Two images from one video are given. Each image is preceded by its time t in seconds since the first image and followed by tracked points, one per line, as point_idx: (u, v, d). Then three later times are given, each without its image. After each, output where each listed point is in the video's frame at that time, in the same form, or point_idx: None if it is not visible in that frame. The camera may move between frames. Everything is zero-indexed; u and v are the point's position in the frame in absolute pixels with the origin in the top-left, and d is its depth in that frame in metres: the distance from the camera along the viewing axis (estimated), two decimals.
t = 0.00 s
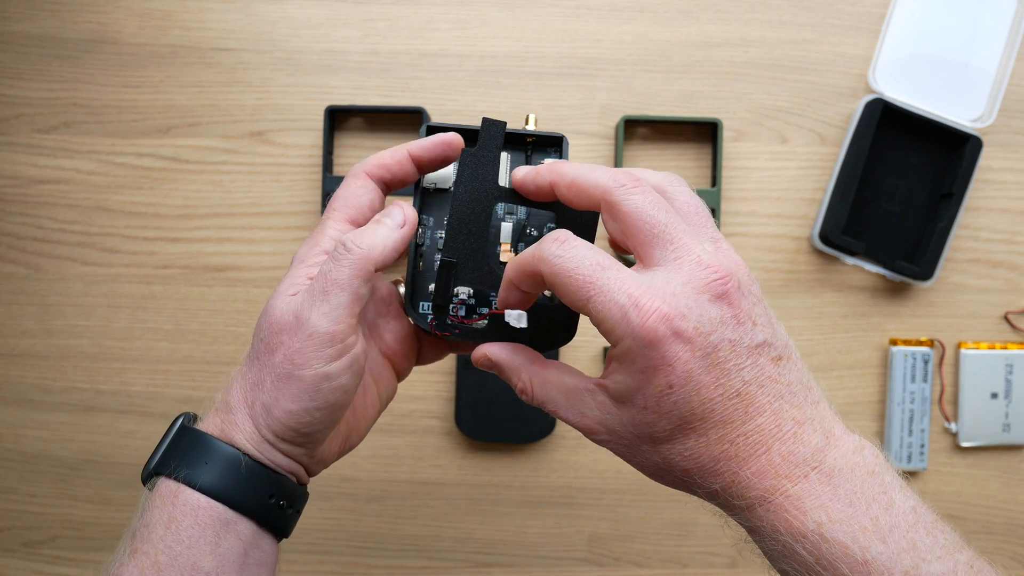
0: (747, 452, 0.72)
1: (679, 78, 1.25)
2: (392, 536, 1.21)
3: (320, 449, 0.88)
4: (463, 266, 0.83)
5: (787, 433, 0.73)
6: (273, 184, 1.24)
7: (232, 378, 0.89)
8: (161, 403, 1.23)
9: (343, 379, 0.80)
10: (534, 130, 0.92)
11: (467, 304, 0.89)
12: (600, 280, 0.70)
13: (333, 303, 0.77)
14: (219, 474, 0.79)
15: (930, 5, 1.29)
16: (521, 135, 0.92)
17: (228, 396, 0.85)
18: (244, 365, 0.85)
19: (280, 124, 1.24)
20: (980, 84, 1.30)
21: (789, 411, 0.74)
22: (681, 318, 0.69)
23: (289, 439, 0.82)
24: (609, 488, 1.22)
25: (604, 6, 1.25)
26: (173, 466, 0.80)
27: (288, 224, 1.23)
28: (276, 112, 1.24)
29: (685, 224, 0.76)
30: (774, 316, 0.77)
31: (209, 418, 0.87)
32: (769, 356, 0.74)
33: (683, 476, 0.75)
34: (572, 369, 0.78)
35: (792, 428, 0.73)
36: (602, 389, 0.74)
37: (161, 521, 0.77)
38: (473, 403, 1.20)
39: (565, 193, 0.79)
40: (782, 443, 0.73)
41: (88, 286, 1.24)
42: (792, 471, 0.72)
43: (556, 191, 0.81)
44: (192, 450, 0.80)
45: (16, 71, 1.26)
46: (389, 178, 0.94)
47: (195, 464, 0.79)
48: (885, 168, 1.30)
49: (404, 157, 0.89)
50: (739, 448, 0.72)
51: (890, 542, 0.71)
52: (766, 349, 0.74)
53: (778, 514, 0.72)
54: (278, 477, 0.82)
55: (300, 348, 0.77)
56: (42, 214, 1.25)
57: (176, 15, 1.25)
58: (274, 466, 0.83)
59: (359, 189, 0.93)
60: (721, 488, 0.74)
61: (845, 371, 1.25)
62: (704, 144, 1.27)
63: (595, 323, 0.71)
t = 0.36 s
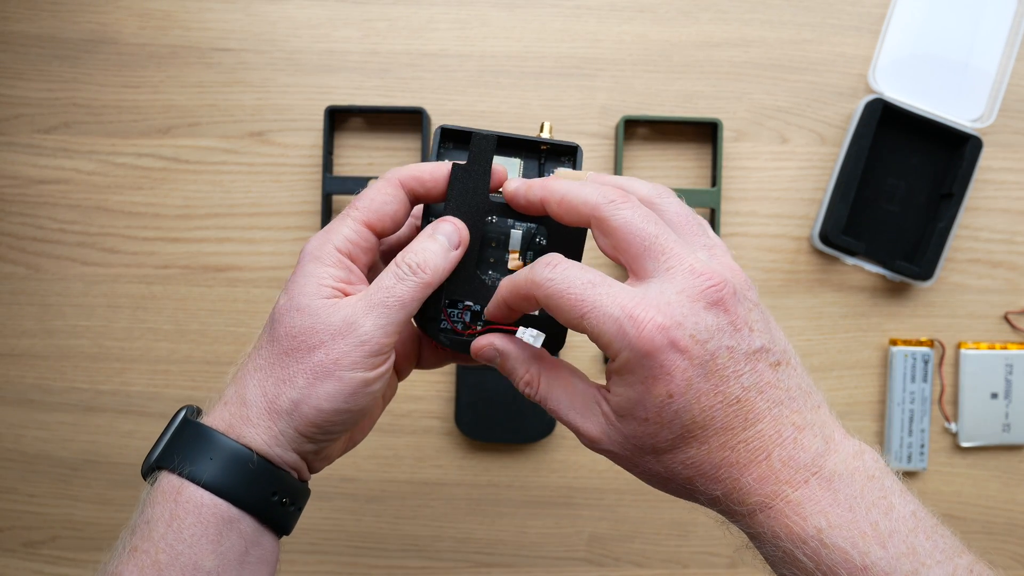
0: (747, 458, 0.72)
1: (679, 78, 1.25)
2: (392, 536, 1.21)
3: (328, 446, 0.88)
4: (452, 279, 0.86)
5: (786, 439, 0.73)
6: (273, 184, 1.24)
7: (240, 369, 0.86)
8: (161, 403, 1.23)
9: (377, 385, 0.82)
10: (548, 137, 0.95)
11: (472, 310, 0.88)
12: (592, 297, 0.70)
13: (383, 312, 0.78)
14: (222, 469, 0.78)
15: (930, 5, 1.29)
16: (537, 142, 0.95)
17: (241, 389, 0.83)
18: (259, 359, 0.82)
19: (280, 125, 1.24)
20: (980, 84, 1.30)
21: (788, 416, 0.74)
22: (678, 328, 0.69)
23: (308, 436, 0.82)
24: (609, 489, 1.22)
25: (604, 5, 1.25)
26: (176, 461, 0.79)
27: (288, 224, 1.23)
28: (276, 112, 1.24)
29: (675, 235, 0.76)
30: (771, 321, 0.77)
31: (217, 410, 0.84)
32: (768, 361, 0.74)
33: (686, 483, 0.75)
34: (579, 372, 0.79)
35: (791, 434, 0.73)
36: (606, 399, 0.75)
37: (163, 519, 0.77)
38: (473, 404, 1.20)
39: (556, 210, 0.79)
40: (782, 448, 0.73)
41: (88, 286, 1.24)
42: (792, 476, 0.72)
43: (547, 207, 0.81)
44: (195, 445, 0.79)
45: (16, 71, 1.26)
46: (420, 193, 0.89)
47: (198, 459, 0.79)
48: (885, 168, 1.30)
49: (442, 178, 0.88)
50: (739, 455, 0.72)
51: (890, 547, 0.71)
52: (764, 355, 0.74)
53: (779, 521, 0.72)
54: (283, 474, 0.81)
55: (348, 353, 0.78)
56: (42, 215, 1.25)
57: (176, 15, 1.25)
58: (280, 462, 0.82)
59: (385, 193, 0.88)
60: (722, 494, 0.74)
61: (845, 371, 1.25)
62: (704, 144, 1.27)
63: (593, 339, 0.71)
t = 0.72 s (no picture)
0: (733, 454, 0.72)
1: (679, 78, 1.25)
2: (392, 536, 1.21)
3: (336, 443, 0.88)
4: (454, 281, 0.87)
5: (776, 437, 0.73)
6: (273, 184, 1.24)
7: (252, 362, 0.86)
8: (161, 403, 1.23)
9: (385, 380, 0.82)
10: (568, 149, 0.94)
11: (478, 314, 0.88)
12: (600, 273, 0.69)
13: (391, 306, 0.78)
14: (232, 465, 0.78)
15: (930, 5, 1.29)
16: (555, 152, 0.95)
17: (251, 384, 0.83)
18: (269, 354, 0.82)
19: (280, 125, 1.24)
20: (980, 84, 1.30)
21: (780, 415, 0.74)
22: (682, 317, 0.69)
23: (317, 432, 0.82)
24: (609, 489, 1.22)
25: (604, 5, 1.25)
26: (185, 456, 0.79)
27: (288, 224, 1.23)
28: (276, 112, 1.24)
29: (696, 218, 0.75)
30: (779, 321, 0.77)
31: (227, 406, 0.84)
32: (769, 360, 0.74)
33: (668, 469, 0.76)
34: (589, 341, 0.78)
35: (781, 433, 0.73)
36: (599, 377, 0.75)
37: (172, 515, 0.77)
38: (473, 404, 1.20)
39: (577, 182, 0.80)
40: (769, 447, 0.73)
41: (88, 286, 1.24)
42: (777, 474, 0.72)
43: (568, 181, 0.81)
44: (205, 440, 0.79)
45: (16, 71, 1.26)
46: (432, 193, 0.92)
47: (207, 455, 0.78)
48: (885, 168, 1.30)
49: (455, 180, 0.91)
50: (726, 450, 0.73)
51: (873, 543, 0.71)
52: (765, 355, 0.74)
53: (761, 515, 0.72)
54: (293, 471, 0.82)
55: (355, 346, 0.78)
56: (42, 215, 1.25)
57: (176, 15, 1.25)
58: (290, 459, 0.82)
59: (398, 191, 0.90)
60: (704, 486, 0.74)
61: (845, 371, 1.25)
62: (704, 144, 1.27)
63: (595, 314, 0.71)
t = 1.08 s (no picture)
0: (728, 459, 0.72)
1: (679, 78, 1.25)
2: (392, 536, 1.21)
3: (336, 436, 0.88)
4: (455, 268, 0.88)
5: (772, 443, 0.73)
6: (273, 184, 1.24)
7: (246, 361, 0.87)
8: (161, 403, 1.23)
9: (373, 366, 0.81)
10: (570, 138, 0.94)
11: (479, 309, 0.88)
12: (604, 266, 0.70)
13: (370, 286, 0.78)
14: (233, 461, 0.78)
15: (930, 5, 1.29)
16: (557, 143, 0.94)
17: (247, 380, 0.83)
18: (263, 350, 0.83)
19: (280, 124, 1.24)
20: (980, 84, 1.30)
21: (777, 421, 0.74)
22: (679, 318, 0.68)
23: (312, 427, 0.82)
24: (609, 488, 1.22)
25: (604, 5, 1.25)
26: (184, 453, 0.79)
27: (288, 224, 1.23)
28: (275, 112, 1.24)
29: (692, 223, 0.75)
30: (780, 325, 0.76)
31: (224, 402, 0.85)
32: (768, 365, 0.74)
33: (663, 472, 0.76)
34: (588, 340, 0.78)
35: (777, 439, 0.73)
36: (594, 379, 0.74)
37: (171, 511, 0.77)
38: (473, 404, 1.20)
39: (575, 203, 0.81)
40: (764, 452, 0.73)
41: (88, 286, 1.24)
42: (772, 480, 0.72)
43: (565, 201, 0.82)
44: (205, 437, 0.79)
45: (16, 71, 1.26)
46: (431, 185, 0.92)
47: (207, 452, 0.78)
48: (885, 168, 1.30)
49: (451, 173, 0.91)
50: (721, 454, 0.72)
51: (869, 552, 0.70)
52: (765, 359, 0.73)
53: (755, 522, 0.71)
54: (293, 468, 0.82)
55: (336, 328, 0.77)
56: (42, 215, 1.26)
57: (176, 15, 1.25)
58: (288, 454, 0.82)
59: (396, 182, 0.90)
60: (699, 489, 0.74)
61: (845, 371, 1.25)
62: (704, 144, 1.27)
63: (594, 310, 0.71)
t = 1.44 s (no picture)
0: (752, 450, 0.72)
1: (679, 78, 1.25)
2: (392, 536, 1.21)
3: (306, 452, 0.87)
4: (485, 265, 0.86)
5: (796, 436, 0.73)
6: (273, 184, 1.24)
7: (225, 356, 0.85)
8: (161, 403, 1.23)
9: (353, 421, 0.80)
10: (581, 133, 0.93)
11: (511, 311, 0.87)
12: (641, 250, 0.70)
13: (376, 363, 0.74)
14: (197, 458, 0.78)
15: (931, 5, 1.29)
16: (569, 139, 0.93)
17: (220, 378, 0.82)
18: (247, 349, 0.81)
19: (280, 124, 1.24)
20: (980, 83, 1.30)
21: (801, 414, 0.73)
22: (708, 309, 0.69)
23: (277, 441, 0.80)
24: (609, 488, 1.22)
25: (604, 6, 1.25)
26: (150, 450, 0.79)
27: (288, 224, 1.23)
28: (275, 112, 1.24)
29: (720, 214, 0.76)
30: (801, 319, 0.77)
31: (194, 397, 0.84)
32: (791, 358, 0.74)
33: (685, 464, 0.76)
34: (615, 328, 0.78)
35: (801, 432, 0.73)
36: (618, 370, 0.74)
37: (138, 509, 0.77)
38: (473, 403, 1.20)
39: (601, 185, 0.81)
40: (789, 445, 0.72)
41: (88, 286, 1.24)
42: (795, 473, 0.72)
43: (592, 185, 0.82)
44: (170, 433, 0.79)
45: (16, 71, 1.26)
46: (450, 195, 0.90)
47: (173, 448, 0.79)
48: (886, 167, 1.30)
49: (473, 176, 0.90)
50: (745, 445, 0.72)
51: (891, 547, 0.71)
52: (789, 352, 0.74)
53: (779, 515, 0.72)
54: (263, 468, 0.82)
55: (332, 394, 0.74)
56: (42, 214, 1.25)
57: (175, 15, 1.25)
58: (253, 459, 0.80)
59: (414, 195, 0.88)
60: (722, 481, 0.74)
61: (844, 371, 1.25)
62: (704, 144, 1.27)
63: (623, 293, 0.71)
